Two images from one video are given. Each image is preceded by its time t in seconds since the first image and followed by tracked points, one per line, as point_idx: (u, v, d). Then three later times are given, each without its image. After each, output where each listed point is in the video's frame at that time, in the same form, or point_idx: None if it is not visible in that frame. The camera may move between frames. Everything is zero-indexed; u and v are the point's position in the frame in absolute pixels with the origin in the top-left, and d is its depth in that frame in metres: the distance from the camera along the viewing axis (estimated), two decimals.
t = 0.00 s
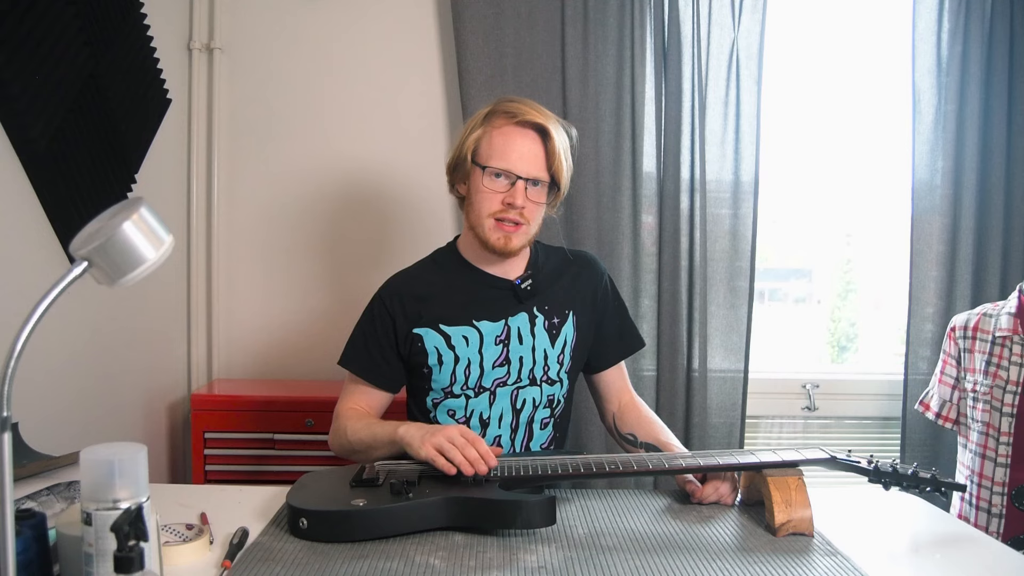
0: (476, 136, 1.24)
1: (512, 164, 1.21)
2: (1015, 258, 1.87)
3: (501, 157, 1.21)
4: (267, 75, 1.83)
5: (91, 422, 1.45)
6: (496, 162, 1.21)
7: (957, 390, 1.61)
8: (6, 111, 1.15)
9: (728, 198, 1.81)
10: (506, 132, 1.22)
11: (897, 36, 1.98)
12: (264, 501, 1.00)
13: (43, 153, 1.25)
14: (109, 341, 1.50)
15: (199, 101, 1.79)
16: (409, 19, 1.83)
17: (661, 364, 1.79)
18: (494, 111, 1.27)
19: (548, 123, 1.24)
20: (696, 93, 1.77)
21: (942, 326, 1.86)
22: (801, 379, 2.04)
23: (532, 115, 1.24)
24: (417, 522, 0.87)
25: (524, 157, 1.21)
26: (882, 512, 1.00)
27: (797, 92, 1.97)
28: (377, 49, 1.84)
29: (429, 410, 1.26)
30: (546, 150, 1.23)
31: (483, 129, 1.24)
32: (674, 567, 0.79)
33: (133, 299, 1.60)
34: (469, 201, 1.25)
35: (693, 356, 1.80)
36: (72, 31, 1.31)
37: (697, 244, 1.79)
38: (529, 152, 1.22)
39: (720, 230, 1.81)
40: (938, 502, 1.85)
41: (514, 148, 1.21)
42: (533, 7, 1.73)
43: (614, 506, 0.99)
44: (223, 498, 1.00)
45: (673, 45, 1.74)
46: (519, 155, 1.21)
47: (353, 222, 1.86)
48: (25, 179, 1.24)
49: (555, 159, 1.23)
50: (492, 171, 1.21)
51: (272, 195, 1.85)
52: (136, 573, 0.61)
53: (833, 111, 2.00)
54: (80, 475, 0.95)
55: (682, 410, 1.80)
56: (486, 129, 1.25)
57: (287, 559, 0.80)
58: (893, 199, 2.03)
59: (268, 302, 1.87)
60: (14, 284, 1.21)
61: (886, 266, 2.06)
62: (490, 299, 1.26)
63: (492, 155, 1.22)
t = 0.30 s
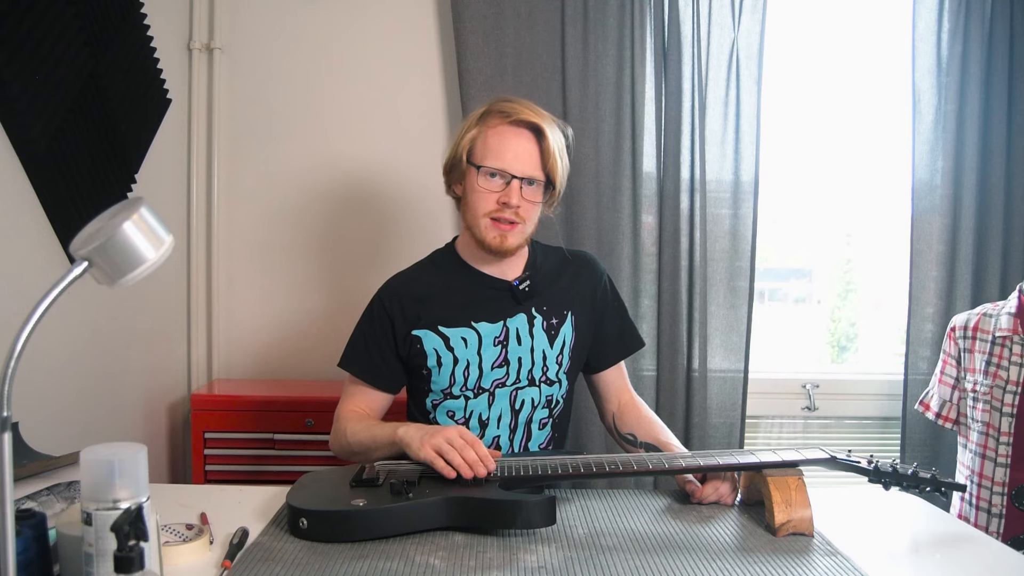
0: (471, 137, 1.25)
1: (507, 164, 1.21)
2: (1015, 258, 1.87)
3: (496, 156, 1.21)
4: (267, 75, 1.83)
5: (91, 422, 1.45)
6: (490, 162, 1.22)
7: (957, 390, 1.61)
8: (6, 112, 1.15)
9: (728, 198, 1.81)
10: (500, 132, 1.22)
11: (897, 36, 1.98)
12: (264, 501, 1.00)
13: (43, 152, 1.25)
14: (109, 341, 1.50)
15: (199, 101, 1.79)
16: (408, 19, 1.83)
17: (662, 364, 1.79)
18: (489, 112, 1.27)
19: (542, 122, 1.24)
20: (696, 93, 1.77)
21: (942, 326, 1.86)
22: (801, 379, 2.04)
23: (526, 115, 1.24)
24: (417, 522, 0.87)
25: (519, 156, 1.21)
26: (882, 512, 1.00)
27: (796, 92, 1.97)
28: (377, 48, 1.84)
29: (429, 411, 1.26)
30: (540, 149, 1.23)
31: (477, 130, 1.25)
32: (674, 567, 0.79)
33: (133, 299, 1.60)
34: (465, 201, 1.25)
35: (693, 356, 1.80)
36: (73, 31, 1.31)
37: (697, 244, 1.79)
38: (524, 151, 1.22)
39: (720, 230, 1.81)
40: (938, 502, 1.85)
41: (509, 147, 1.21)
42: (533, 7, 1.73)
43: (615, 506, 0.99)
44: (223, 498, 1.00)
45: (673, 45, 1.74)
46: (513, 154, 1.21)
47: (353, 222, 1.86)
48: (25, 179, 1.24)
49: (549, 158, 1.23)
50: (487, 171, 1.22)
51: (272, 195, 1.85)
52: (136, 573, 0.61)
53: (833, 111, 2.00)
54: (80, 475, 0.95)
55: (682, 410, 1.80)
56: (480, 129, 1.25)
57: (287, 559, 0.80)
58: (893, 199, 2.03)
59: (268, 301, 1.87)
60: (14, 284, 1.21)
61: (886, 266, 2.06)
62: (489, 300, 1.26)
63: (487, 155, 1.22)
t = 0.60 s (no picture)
0: (468, 137, 1.24)
1: (504, 163, 1.21)
2: (1015, 258, 1.87)
3: (493, 156, 1.21)
4: (267, 75, 1.83)
5: (91, 422, 1.45)
6: (488, 162, 1.22)
7: (957, 390, 1.61)
8: (6, 112, 1.15)
9: (728, 198, 1.81)
10: (497, 132, 1.22)
11: (897, 36, 1.98)
12: (264, 501, 1.00)
13: (43, 152, 1.25)
14: (109, 341, 1.50)
15: (198, 101, 1.79)
16: (408, 18, 1.83)
17: (662, 364, 1.79)
18: (486, 111, 1.27)
19: (540, 120, 1.24)
20: (696, 93, 1.77)
21: (942, 326, 1.86)
22: (801, 379, 2.04)
23: (523, 114, 1.24)
24: (418, 522, 0.87)
25: (516, 155, 1.21)
26: (882, 512, 1.00)
27: (796, 92, 1.97)
28: (377, 48, 1.84)
29: (429, 411, 1.26)
30: (538, 148, 1.23)
31: (474, 130, 1.24)
32: (674, 567, 0.79)
33: (133, 299, 1.60)
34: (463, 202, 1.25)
35: (693, 356, 1.80)
36: (73, 31, 1.31)
37: (697, 244, 1.79)
38: (521, 151, 1.22)
39: (720, 230, 1.81)
40: (938, 502, 1.85)
41: (506, 147, 1.21)
42: (533, 7, 1.73)
43: (615, 506, 0.99)
44: (223, 498, 1.00)
45: (673, 45, 1.74)
46: (511, 154, 1.21)
47: (353, 222, 1.86)
48: (25, 179, 1.24)
49: (547, 157, 1.23)
50: (485, 171, 1.22)
51: (272, 195, 1.85)
52: (136, 573, 0.61)
53: (833, 111, 2.00)
54: (80, 475, 0.95)
55: (682, 410, 1.80)
56: (477, 129, 1.25)
57: (287, 559, 0.80)
58: (893, 199, 2.03)
59: (268, 301, 1.87)
60: (14, 284, 1.21)
61: (885, 266, 2.06)
62: (489, 300, 1.26)
63: (484, 155, 1.22)
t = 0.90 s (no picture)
0: (469, 137, 1.24)
1: (505, 164, 1.21)
2: (1015, 258, 1.87)
3: (494, 156, 1.21)
4: (267, 75, 1.83)
5: (91, 422, 1.45)
6: (488, 162, 1.22)
7: (957, 390, 1.61)
8: (6, 111, 1.15)
9: (728, 198, 1.81)
10: (498, 132, 1.22)
11: (897, 36, 1.99)
12: (264, 501, 1.00)
13: (43, 152, 1.25)
14: (109, 341, 1.50)
15: (198, 101, 1.79)
16: (408, 18, 1.83)
17: (662, 364, 1.79)
18: (487, 111, 1.27)
19: (541, 121, 1.24)
20: (696, 94, 1.77)
21: (942, 326, 1.86)
22: (801, 379, 2.04)
23: (524, 114, 1.23)
24: (418, 522, 0.87)
25: (517, 156, 1.21)
26: (882, 512, 1.00)
27: (796, 92, 1.97)
28: (377, 48, 1.84)
29: (429, 411, 1.26)
30: (539, 148, 1.23)
31: (475, 130, 1.24)
32: (674, 567, 0.79)
33: (133, 299, 1.60)
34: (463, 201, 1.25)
35: (693, 356, 1.80)
36: (72, 31, 1.31)
37: (697, 244, 1.79)
38: (522, 151, 1.22)
39: (720, 230, 1.81)
40: (938, 502, 1.85)
41: (507, 147, 1.21)
42: (533, 7, 1.73)
43: (615, 506, 0.99)
44: (223, 498, 1.00)
45: (673, 45, 1.74)
46: (512, 154, 1.21)
47: (353, 222, 1.86)
48: (26, 179, 1.24)
49: (548, 158, 1.23)
50: (485, 171, 1.22)
51: (272, 195, 1.85)
52: (136, 573, 0.61)
53: (833, 111, 2.00)
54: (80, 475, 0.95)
55: (682, 409, 1.80)
56: (479, 129, 1.24)
57: (287, 559, 0.80)
58: (893, 199, 2.03)
59: (268, 301, 1.87)
60: (14, 284, 1.20)
61: (885, 266, 2.06)
62: (489, 300, 1.26)
63: (485, 155, 1.22)
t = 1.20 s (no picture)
0: (467, 133, 1.25)
1: (504, 156, 1.21)
2: (1015, 258, 1.87)
3: (492, 150, 1.22)
4: (267, 75, 1.83)
5: (91, 422, 1.45)
6: (487, 155, 1.22)
7: (957, 390, 1.61)
8: (6, 112, 1.15)
9: (728, 198, 1.81)
10: (496, 126, 1.23)
11: (897, 36, 1.99)
12: (264, 501, 1.00)
13: (43, 153, 1.25)
14: (108, 341, 1.50)
15: (198, 101, 1.79)
16: (408, 19, 1.83)
17: (662, 364, 1.79)
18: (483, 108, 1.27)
19: (537, 114, 1.25)
20: (696, 94, 1.77)
21: (942, 326, 1.86)
22: (801, 379, 2.04)
23: (520, 108, 1.24)
24: (418, 522, 0.87)
25: (515, 148, 1.22)
26: (882, 512, 1.00)
27: (796, 92, 1.97)
28: (377, 48, 1.84)
29: (429, 411, 1.26)
30: (537, 141, 1.24)
31: (472, 126, 1.25)
32: (674, 567, 0.79)
33: (133, 299, 1.60)
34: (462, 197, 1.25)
35: (693, 356, 1.80)
36: (72, 31, 1.31)
37: (697, 244, 1.79)
38: (520, 144, 1.22)
39: (720, 230, 1.81)
40: (938, 502, 1.85)
41: (506, 140, 1.22)
42: (533, 7, 1.73)
43: (615, 506, 0.99)
44: (223, 498, 1.00)
45: (673, 45, 1.74)
46: (510, 147, 1.22)
47: (353, 222, 1.86)
48: (25, 179, 1.24)
49: (546, 150, 1.24)
50: (484, 164, 1.22)
51: (273, 195, 1.85)
52: (136, 573, 0.61)
53: (833, 111, 2.00)
54: (80, 475, 0.95)
55: (682, 409, 1.80)
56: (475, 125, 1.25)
57: (287, 559, 0.80)
58: (893, 199, 2.03)
59: (267, 301, 1.87)
60: (14, 284, 1.20)
61: (885, 266, 2.06)
62: (488, 301, 1.26)
63: (483, 149, 1.22)
